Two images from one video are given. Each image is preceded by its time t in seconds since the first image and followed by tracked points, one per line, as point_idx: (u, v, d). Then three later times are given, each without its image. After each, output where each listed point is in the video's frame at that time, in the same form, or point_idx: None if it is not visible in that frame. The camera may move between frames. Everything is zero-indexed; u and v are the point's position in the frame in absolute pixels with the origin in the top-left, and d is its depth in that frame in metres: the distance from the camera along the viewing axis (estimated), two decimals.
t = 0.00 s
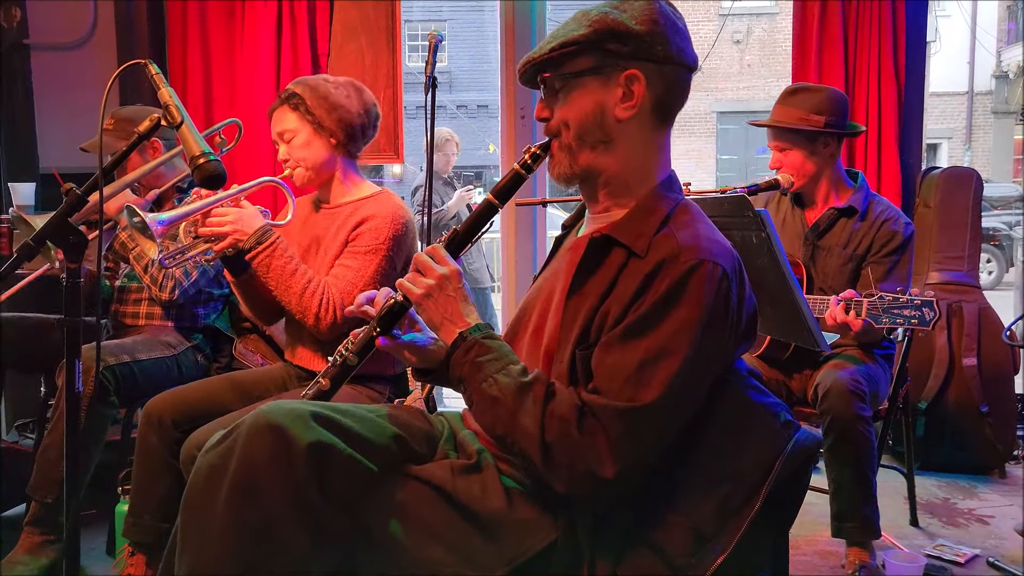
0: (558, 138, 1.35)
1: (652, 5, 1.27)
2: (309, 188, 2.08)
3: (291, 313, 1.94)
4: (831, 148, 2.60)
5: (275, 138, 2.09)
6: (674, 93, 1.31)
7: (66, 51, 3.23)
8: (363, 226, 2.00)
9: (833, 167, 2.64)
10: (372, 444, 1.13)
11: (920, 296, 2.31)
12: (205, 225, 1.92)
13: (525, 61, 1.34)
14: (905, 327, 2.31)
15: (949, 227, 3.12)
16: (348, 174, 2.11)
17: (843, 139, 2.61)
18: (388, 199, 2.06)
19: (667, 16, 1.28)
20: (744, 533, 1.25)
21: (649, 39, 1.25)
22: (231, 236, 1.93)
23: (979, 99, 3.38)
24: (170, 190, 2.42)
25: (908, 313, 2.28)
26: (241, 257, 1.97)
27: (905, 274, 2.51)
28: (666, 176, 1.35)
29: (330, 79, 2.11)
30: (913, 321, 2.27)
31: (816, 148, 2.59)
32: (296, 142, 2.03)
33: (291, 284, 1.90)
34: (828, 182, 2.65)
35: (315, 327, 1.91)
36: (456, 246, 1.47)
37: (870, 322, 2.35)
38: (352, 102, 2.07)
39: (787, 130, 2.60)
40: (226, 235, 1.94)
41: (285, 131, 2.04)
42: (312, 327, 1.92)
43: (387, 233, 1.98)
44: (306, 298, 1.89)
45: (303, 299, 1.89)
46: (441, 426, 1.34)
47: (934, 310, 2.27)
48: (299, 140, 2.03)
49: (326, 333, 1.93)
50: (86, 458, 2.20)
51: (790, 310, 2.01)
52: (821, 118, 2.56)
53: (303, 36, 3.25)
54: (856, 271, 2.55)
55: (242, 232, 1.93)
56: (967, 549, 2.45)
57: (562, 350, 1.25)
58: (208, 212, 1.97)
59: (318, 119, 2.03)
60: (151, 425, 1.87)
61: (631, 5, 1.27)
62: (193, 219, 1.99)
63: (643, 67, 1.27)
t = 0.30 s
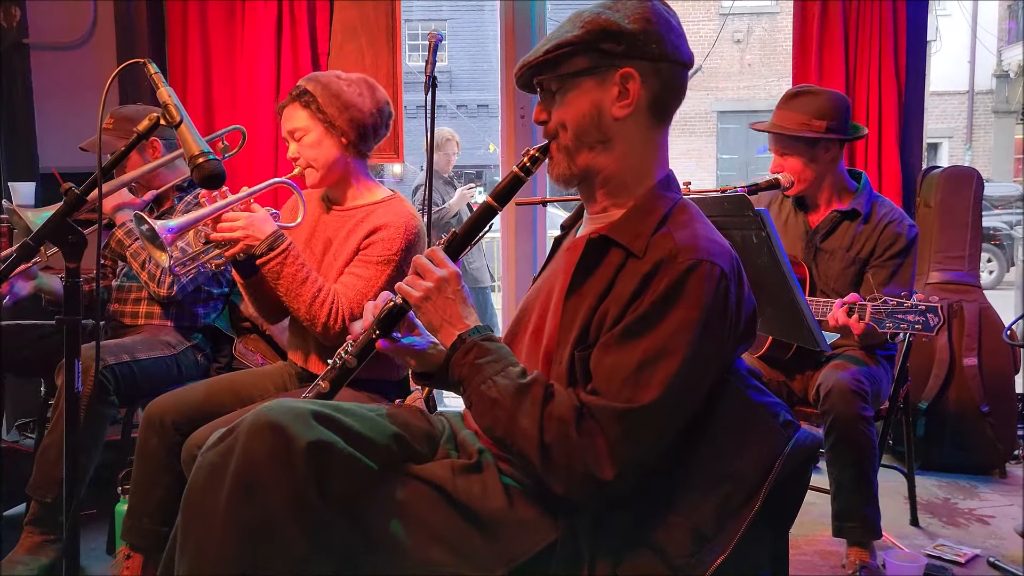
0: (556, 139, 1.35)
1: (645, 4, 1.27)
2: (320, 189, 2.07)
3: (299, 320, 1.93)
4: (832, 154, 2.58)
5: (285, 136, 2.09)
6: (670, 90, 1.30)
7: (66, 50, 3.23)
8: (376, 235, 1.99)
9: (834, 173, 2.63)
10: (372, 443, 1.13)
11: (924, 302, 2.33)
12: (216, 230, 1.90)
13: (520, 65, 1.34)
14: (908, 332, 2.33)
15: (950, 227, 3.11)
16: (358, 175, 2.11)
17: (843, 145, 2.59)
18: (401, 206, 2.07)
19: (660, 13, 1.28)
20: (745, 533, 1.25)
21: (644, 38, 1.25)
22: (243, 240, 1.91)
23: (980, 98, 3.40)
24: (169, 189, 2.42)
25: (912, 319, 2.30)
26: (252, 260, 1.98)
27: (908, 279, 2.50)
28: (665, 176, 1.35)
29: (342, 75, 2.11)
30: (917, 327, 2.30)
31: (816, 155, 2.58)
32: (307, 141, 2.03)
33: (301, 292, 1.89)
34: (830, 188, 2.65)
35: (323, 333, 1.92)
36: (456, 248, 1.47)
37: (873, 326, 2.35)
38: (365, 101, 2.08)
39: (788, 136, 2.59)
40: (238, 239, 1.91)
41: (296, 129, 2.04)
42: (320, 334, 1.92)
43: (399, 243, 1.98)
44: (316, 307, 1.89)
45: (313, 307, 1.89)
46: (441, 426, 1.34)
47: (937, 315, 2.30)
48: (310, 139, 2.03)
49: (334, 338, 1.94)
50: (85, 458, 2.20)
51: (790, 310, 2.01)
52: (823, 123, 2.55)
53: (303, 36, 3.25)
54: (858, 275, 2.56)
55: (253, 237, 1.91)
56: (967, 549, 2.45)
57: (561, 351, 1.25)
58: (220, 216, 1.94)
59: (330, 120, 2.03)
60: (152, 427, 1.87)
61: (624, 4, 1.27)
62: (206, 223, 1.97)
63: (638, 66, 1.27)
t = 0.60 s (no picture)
0: (556, 140, 1.35)
1: (644, 5, 1.27)
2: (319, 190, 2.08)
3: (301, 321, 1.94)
4: (837, 154, 2.59)
5: (282, 138, 2.10)
6: (670, 89, 1.30)
7: (67, 50, 3.23)
8: (375, 235, 1.99)
9: (839, 173, 2.63)
10: (372, 443, 1.13)
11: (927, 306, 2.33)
12: (215, 233, 1.90)
13: (519, 66, 1.34)
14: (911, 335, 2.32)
15: (950, 226, 3.11)
16: (356, 174, 2.11)
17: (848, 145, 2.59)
18: (400, 205, 2.06)
19: (659, 13, 1.28)
20: (745, 532, 1.25)
21: (642, 39, 1.25)
22: (242, 243, 1.91)
23: (981, 97, 3.44)
24: (170, 188, 2.42)
25: (915, 322, 2.29)
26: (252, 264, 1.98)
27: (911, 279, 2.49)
28: (665, 176, 1.35)
29: (337, 76, 2.12)
30: (920, 330, 2.28)
31: (822, 153, 2.58)
32: (303, 142, 2.03)
33: (301, 294, 1.89)
34: (834, 188, 2.65)
35: (324, 333, 1.92)
36: (457, 249, 1.47)
37: (874, 329, 2.35)
38: (361, 100, 2.08)
39: (793, 135, 2.59)
40: (237, 243, 1.91)
41: (293, 131, 2.04)
42: (322, 335, 1.92)
43: (398, 243, 1.98)
44: (316, 308, 1.89)
45: (314, 309, 1.89)
46: (442, 426, 1.34)
47: (941, 319, 2.29)
48: (306, 140, 2.03)
49: (336, 339, 1.94)
50: (87, 457, 2.20)
51: (791, 310, 2.01)
52: (829, 123, 2.55)
53: (303, 36, 3.25)
54: (861, 276, 2.56)
55: (253, 240, 1.91)
56: (968, 549, 2.45)
57: (563, 352, 1.26)
58: (219, 219, 1.94)
59: (326, 120, 2.03)
60: (154, 428, 1.87)
61: (621, 5, 1.27)
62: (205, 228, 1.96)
63: (637, 66, 1.27)
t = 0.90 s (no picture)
0: (555, 138, 1.35)
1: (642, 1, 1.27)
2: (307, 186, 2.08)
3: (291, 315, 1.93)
4: (834, 148, 2.58)
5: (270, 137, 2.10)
6: (668, 88, 1.30)
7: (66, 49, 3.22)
8: (363, 227, 1.99)
9: (836, 167, 2.63)
10: (369, 444, 1.13)
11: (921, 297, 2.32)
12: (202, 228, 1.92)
13: (517, 64, 1.33)
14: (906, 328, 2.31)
15: (950, 224, 3.10)
16: (344, 170, 2.11)
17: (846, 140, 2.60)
18: (386, 198, 2.06)
19: (657, 10, 1.27)
20: (744, 532, 1.24)
21: (639, 37, 1.25)
22: (229, 237, 1.92)
23: (981, 96, 3.39)
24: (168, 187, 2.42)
25: (909, 313, 2.29)
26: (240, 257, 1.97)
27: (908, 274, 2.49)
28: (665, 174, 1.34)
29: (322, 75, 2.13)
30: (914, 321, 2.28)
31: (818, 148, 2.58)
32: (290, 139, 2.04)
33: (289, 285, 1.89)
34: (831, 182, 2.64)
35: (313, 327, 1.91)
36: (454, 249, 1.46)
37: (871, 321, 2.34)
38: (345, 96, 2.08)
39: (791, 131, 2.59)
40: (224, 237, 1.93)
41: (279, 128, 2.05)
42: (310, 328, 1.91)
43: (384, 234, 1.97)
44: (304, 300, 1.88)
45: (301, 301, 1.88)
46: (441, 425, 1.34)
47: (935, 310, 2.29)
48: (292, 137, 2.04)
49: (325, 333, 1.92)
50: (87, 456, 2.20)
51: (791, 307, 2.00)
52: (826, 119, 2.55)
53: (303, 34, 3.24)
54: (858, 272, 2.55)
55: (239, 233, 1.92)
56: (969, 548, 2.45)
57: (562, 351, 1.25)
58: (205, 215, 1.96)
59: (312, 116, 2.03)
60: (152, 427, 1.87)
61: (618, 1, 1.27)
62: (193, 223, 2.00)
63: (635, 65, 1.26)
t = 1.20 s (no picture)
0: (554, 137, 1.34)
1: None
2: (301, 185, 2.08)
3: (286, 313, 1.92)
4: (830, 145, 2.58)
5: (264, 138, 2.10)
6: (667, 86, 1.30)
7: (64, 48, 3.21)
8: (356, 222, 1.98)
9: (832, 163, 2.62)
10: (368, 443, 1.13)
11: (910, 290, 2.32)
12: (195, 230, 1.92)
13: (515, 64, 1.33)
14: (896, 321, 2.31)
15: (951, 222, 3.10)
16: (338, 169, 2.10)
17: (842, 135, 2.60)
18: (379, 193, 2.05)
19: (654, 8, 1.27)
20: (744, 531, 1.24)
21: (638, 35, 1.25)
22: (222, 237, 1.92)
23: (982, 95, 3.40)
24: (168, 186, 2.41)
25: (900, 308, 2.29)
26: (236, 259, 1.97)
27: (904, 270, 2.48)
28: (664, 173, 1.34)
29: (315, 77, 2.13)
30: (906, 316, 2.28)
31: (815, 144, 2.58)
32: (281, 138, 2.04)
33: (283, 282, 1.89)
34: (828, 177, 2.64)
35: (309, 325, 1.90)
36: (454, 248, 1.46)
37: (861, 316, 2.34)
38: (337, 96, 2.07)
39: (787, 127, 2.58)
40: (218, 237, 1.93)
41: (272, 128, 2.05)
42: (306, 326, 1.90)
43: (377, 229, 1.96)
44: (298, 296, 1.88)
45: (296, 297, 1.88)
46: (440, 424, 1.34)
47: (924, 304, 2.29)
48: (285, 137, 2.04)
49: (321, 330, 1.91)
50: (86, 455, 2.20)
51: (792, 305, 2.01)
52: (821, 113, 2.55)
53: (302, 33, 3.24)
54: (856, 268, 2.54)
55: (232, 234, 1.92)
56: (969, 546, 2.44)
57: (561, 351, 1.25)
58: (198, 217, 1.96)
59: (304, 117, 2.03)
60: (150, 426, 1.87)
61: None
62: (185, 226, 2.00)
63: (634, 64, 1.26)
